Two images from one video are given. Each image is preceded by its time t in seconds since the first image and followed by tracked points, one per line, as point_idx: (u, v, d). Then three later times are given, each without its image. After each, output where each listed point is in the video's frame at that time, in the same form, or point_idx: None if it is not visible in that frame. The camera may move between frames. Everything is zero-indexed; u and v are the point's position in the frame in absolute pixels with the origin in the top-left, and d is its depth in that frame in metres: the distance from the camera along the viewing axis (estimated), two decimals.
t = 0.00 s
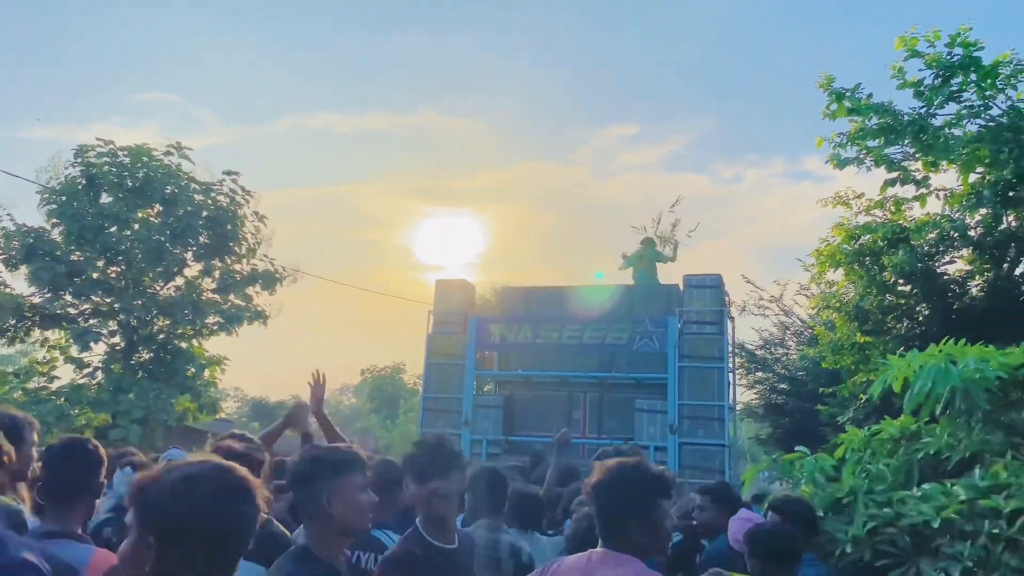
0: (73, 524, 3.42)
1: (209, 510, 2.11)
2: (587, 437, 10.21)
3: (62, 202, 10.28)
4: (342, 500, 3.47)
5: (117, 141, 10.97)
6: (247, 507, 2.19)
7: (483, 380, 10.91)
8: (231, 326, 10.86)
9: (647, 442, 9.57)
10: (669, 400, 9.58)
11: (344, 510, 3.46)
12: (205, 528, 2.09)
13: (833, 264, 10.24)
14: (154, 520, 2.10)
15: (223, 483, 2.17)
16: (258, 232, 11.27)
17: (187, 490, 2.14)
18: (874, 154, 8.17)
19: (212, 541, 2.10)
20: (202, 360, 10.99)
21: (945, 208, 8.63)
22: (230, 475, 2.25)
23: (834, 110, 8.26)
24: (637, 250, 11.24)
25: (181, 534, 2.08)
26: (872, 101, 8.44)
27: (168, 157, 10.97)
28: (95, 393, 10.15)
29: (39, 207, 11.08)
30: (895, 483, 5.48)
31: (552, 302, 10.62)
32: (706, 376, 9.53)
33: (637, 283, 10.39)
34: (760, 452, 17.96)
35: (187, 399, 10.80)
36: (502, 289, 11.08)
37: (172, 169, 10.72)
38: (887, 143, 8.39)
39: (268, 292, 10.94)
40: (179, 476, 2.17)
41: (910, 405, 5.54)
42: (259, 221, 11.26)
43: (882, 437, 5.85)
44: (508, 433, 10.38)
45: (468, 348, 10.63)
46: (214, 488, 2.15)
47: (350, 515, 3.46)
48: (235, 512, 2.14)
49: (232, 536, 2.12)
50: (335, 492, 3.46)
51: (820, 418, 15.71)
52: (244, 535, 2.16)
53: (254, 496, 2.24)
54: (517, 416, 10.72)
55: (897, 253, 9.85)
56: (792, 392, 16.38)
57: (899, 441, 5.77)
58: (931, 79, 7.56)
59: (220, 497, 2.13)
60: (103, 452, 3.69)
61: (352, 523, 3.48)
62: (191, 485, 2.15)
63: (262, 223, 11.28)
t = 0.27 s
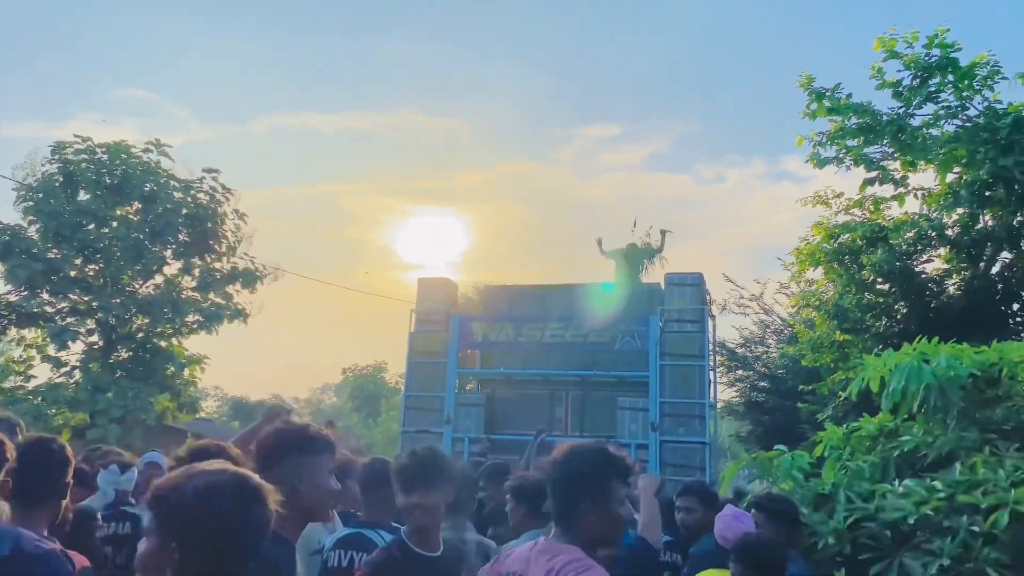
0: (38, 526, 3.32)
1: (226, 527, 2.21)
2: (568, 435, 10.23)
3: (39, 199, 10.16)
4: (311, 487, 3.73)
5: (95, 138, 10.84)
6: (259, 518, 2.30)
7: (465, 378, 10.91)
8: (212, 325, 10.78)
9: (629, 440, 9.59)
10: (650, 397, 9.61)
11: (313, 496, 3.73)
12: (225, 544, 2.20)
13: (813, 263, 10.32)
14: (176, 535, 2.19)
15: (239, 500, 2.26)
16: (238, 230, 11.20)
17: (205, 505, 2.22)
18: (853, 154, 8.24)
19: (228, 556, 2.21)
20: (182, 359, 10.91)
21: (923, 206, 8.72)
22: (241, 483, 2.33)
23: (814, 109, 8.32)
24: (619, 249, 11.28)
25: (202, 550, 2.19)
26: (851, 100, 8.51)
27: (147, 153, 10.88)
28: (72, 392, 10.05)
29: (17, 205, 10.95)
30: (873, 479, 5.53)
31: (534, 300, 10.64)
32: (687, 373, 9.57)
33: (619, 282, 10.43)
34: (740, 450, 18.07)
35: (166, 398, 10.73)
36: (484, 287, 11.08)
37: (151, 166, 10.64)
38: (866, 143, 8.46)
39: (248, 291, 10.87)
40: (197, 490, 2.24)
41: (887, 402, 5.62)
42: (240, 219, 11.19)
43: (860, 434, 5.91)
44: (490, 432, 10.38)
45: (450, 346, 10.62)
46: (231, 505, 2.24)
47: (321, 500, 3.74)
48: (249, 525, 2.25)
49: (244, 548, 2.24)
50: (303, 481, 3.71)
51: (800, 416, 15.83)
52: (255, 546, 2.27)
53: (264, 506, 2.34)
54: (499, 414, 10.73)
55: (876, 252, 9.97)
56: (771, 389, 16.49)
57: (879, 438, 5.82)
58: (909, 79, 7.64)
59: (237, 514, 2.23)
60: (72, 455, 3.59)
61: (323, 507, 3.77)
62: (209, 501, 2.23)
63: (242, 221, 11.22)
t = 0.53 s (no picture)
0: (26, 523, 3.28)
1: (227, 480, 2.31)
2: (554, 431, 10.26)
3: (19, 198, 10.06)
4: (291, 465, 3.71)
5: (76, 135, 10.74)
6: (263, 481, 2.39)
7: (451, 375, 10.90)
8: (195, 323, 10.73)
9: (614, 435, 9.61)
10: (635, 392, 9.64)
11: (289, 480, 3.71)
12: (226, 494, 2.29)
13: (795, 257, 10.42)
14: (179, 486, 2.29)
15: (243, 459, 2.37)
16: (221, 228, 11.14)
17: (212, 460, 2.34)
18: (834, 149, 8.28)
19: (229, 509, 2.28)
20: (166, 358, 10.85)
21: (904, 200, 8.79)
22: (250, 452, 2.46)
23: (796, 104, 8.36)
24: (603, 245, 11.31)
25: (205, 499, 2.27)
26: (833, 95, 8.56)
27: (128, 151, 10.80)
28: (55, 393, 9.96)
29: None
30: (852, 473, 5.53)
31: (519, 296, 10.65)
32: (671, 369, 9.61)
33: (604, 278, 10.46)
34: (724, 444, 18.18)
35: (150, 398, 10.66)
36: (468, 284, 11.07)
37: (132, 164, 10.55)
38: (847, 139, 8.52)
39: (232, 289, 10.81)
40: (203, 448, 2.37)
41: (869, 397, 5.66)
42: (223, 217, 11.13)
43: (843, 428, 5.94)
44: (476, 429, 10.38)
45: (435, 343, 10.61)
46: (235, 463, 2.35)
47: (298, 480, 3.73)
48: (251, 483, 2.34)
49: (245, 507, 2.31)
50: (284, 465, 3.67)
51: (783, 409, 15.94)
52: (256, 507, 2.34)
53: (269, 471, 2.44)
54: (485, 410, 10.73)
55: (857, 246, 10.07)
56: (755, 383, 16.60)
57: (860, 432, 5.86)
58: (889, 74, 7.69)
59: (242, 490, 2.31)
60: (58, 452, 3.56)
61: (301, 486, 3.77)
62: (215, 457, 2.35)
63: (226, 218, 11.16)
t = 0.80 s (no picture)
0: (65, 514, 3.37)
1: (243, 467, 2.44)
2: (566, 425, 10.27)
3: (34, 200, 10.16)
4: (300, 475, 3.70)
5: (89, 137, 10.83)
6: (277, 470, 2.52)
7: (463, 371, 10.93)
8: (209, 322, 10.81)
9: (626, 429, 9.57)
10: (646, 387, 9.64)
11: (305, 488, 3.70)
12: (246, 479, 2.40)
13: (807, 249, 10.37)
14: (200, 477, 2.41)
15: (257, 449, 2.51)
16: (234, 227, 11.21)
17: (225, 453, 2.47)
18: (844, 140, 8.25)
19: (251, 492, 2.40)
20: (181, 357, 10.93)
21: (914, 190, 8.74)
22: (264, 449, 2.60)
23: (805, 95, 8.32)
24: (614, 238, 11.30)
25: (225, 485, 2.38)
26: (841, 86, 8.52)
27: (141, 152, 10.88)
28: (72, 392, 10.06)
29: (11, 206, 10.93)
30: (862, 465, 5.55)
31: (531, 291, 10.67)
32: (682, 362, 9.59)
33: (614, 271, 10.46)
34: (739, 436, 18.14)
35: (165, 396, 10.75)
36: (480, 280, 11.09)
37: (145, 164, 10.62)
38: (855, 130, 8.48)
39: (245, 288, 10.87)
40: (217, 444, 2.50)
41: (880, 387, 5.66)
42: (235, 216, 11.20)
43: (854, 419, 5.91)
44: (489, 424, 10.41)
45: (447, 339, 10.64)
46: (250, 454, 2.49)
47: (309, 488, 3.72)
48: (267, 470, 2.47)
49: (265, 490, 2.43)
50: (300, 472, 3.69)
51: (797, 401, 15.89)
52: (274, 494, 2.45)
53: (280, 466, 2.56)
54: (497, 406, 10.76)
55: (868, 237, 9.99)
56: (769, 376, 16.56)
57: (870, 423, 5.83)
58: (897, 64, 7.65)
59: (261, 473, 2.44)
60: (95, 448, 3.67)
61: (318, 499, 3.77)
62: (229, 451, 2.48)
63: (238, 217, 11.22)
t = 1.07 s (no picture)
0: (105, 519, 3.40)
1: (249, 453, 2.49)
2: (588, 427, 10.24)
3: (60, 206, 10.28)
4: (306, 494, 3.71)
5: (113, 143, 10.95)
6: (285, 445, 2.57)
7: (485, 373, 10.93)
8: (233, 326, 10.89)
9: (648, 432, 9.52)
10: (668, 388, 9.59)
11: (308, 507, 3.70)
12: (254, 466, 2.45)
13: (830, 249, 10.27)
14: (210, 475, 2.46)
15: (260, 432, 2.55)
16: (256, 232, 11.29)
17: (230, 444, 2.51)
18: (866, 138, 8.17)
19: (265, 478, 2.45)
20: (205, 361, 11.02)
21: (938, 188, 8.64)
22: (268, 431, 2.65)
23: (826, 93, 8.24)
24: (635, 240, 11.26)
25: (237, 477, 2.44)
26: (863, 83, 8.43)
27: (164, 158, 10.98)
28: (98, 396, 10.17)
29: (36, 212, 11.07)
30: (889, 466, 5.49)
31: (551, 293, 10.65)
32: (705, 363, 9.54)
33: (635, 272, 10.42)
34: (762, 438, 18.02)
35: (189, 400, 10.84)
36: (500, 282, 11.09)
37: (168, 171, 10.72)
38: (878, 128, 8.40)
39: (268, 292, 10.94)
40: (219, 435, 2.54)
41: (907, 388, 5.58)
42: (257, 221, 11.28)
43: (879, 418, 5.80)
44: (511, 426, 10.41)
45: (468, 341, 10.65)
46: (254, 438, 2.53)
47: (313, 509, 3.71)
48: (274, 450, 2.52)
49: (280, 470, 2.49)
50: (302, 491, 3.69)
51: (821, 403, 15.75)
52: (287, 471, 2.51)
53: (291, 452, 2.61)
54: (519, 408, 10.75)
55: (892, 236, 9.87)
56: (792, 377, 16.43)
57: (897, 424, 5.75)
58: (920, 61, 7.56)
59: (277, 464, 2.49)
60: (132, 449, 3.67)
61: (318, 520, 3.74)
62: (232, 440, 2.53)
63: (260, 222, 11.30)
